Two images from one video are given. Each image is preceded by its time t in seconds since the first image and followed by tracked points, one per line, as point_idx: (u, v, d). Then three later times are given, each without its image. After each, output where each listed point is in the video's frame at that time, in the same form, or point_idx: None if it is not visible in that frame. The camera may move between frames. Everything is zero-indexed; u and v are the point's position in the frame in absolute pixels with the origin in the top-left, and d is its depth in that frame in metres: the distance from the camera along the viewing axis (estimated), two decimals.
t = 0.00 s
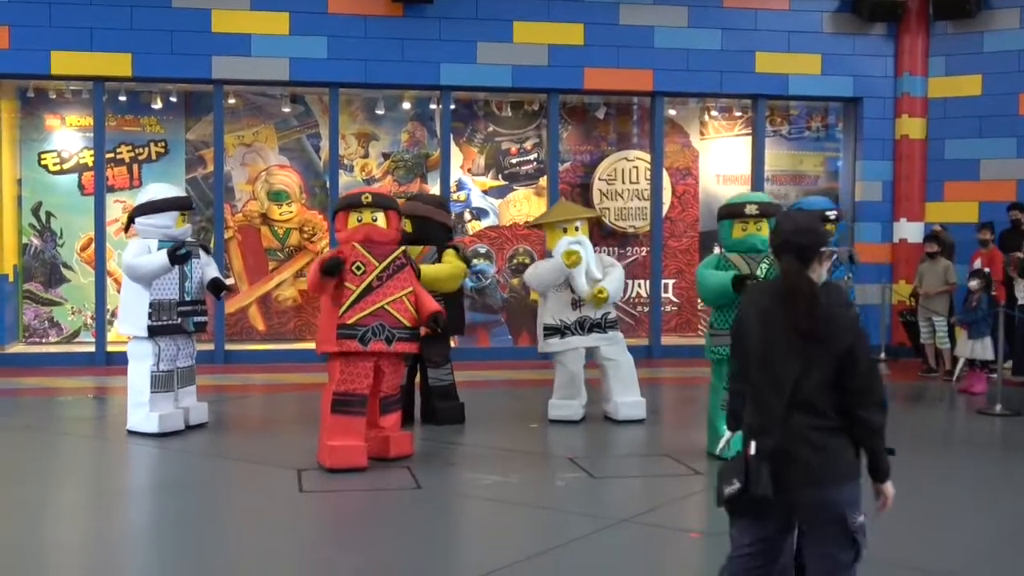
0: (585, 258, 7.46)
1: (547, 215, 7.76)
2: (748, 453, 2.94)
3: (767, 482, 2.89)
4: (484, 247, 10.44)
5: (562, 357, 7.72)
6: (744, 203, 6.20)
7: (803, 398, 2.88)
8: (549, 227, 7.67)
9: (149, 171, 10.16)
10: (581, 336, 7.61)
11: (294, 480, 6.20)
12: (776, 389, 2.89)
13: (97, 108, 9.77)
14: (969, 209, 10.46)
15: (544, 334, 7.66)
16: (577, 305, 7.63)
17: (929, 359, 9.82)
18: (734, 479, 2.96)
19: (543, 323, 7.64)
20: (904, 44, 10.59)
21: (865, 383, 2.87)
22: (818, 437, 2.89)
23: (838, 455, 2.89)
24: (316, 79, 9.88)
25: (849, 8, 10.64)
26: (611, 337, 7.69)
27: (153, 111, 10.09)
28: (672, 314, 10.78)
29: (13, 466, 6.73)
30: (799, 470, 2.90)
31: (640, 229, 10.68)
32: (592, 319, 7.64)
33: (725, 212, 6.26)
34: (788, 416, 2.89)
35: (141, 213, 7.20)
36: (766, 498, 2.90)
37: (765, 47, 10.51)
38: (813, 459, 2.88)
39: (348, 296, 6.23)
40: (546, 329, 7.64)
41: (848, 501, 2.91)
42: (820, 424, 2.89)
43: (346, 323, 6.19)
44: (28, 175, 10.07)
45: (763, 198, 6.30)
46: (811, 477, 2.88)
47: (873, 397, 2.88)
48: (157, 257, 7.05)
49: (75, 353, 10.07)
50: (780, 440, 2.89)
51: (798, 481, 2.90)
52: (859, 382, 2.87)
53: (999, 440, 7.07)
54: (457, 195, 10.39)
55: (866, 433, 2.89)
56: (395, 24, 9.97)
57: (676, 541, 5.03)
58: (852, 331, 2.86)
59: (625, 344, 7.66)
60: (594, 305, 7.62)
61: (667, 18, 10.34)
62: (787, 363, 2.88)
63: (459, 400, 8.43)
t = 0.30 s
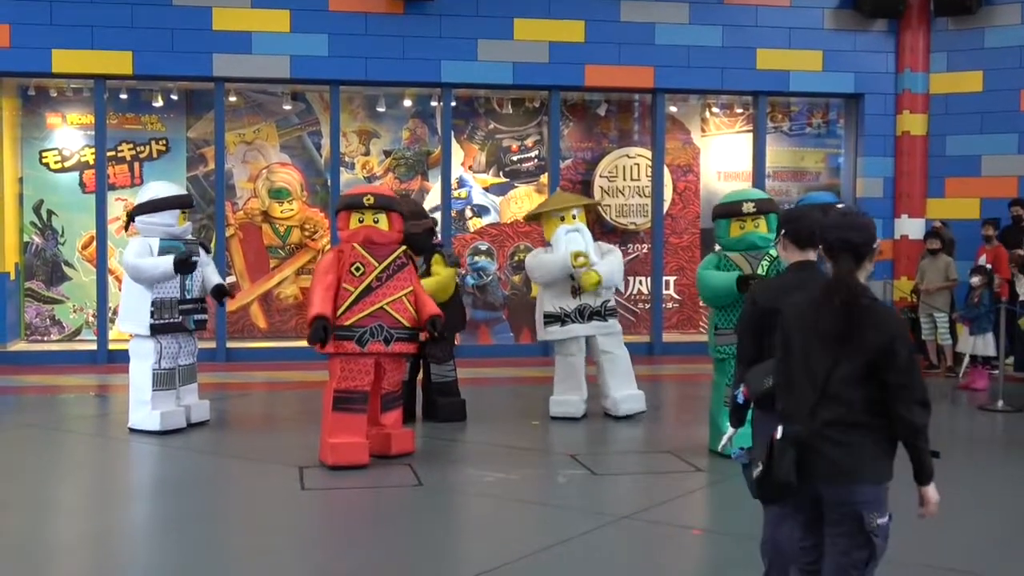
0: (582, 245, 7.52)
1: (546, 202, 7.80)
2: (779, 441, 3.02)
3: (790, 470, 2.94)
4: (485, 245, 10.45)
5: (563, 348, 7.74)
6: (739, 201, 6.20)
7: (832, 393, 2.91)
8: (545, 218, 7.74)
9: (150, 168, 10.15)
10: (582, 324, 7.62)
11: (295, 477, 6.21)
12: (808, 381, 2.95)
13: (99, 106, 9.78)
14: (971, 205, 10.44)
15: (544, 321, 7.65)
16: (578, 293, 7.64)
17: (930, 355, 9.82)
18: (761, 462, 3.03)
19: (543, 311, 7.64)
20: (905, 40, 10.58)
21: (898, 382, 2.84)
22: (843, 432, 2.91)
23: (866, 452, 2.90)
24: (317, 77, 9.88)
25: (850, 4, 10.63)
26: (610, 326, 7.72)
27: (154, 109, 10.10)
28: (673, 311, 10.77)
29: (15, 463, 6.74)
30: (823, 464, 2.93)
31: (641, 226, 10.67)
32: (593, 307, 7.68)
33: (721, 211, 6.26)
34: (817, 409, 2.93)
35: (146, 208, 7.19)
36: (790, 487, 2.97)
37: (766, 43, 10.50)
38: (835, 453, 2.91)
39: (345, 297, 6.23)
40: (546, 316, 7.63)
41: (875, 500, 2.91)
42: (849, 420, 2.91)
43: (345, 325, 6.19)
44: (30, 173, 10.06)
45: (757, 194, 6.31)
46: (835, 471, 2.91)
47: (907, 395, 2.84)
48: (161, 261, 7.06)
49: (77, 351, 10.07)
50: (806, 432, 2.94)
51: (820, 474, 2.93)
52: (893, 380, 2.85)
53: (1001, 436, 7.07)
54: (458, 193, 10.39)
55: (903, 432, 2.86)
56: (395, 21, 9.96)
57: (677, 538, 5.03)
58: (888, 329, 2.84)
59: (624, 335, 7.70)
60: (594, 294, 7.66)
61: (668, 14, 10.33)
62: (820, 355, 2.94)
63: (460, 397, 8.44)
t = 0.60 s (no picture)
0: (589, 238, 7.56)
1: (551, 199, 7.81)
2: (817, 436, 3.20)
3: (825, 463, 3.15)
4: (485, 242, 10.45)
5: (564, 343, 7.75)
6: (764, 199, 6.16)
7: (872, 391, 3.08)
8: (552, 213, 7.76)
9: (152, 165, 10.16)
10: (588, 321, 7.65)
11: (296, 474, 6.22)
12: (847, 380, 3.12)
13: (100, 103, 9.78)
14: (972, 203, 10.43)
15: (550, 318, 7.65)
16: (585, 289, 7.64)
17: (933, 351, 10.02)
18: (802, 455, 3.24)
19: (550, 307, 7.63)
20: (907, 37, 10.58)
21: (937, 384, 3.01)
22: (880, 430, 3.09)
23: (899, 450, 3.07)
24: (319, 74, 9.89)
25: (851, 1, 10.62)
26: (616, 322, 7.76)
27: (155, 105, 10.11)
28: (674, 308, 10.78)
29: (17, 459, 6.76)
30: (859, 459, 3.11)
31: (641, 224, 10.66)
32: (599, 303, 7.68)
33: (744, 207, 6.21)
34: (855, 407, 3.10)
35: (159, 205, 7.19)
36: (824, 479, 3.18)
37: (768, 40, 10.50)
38: (870, 449, 3.10)
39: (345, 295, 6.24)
40: (553, 312, 7.63)
41: (906, 496, 3.08)
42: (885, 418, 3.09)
43: (345, 321, 6.20)
44: (31, 170, 10.06)
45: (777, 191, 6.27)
46: (871, 467, 3.09)
47: (944, 398, 3.01)
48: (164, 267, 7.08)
49: (79, 347, 10.09)
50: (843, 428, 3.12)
51: (855, 469, 3.13)
52: (931, 382, 3.01)
53: (1001, 434, 7.08)
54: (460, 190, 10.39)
55: (938, 432, 3.03)
56: (397, 18, 9.96)
57: (678, 535, 5.04)
58: (931, 333, 3.00)
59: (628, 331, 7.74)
60: (601, 289, 7.66)
61: (670, 11, 10.33)
62: (861, 356, 3.11)
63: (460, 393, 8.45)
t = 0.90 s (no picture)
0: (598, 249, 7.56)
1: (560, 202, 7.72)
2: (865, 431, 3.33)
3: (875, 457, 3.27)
4: (485, 238, 10.45)
5: (563, 339, 7.76)
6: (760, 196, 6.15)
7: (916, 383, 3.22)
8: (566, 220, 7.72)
9: (152, 161, 10.16)
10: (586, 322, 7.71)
11: (295, 470, 6.23)
12: (890, 373, 3.27)
13: (101, 98, 9.78)
14: (971, 201, 10.45)
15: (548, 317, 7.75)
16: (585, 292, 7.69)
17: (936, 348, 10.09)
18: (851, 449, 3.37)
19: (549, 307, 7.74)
20: (907, 36, 10.57)
21: (980, 376, 3.13)
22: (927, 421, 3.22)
23: (946, 439, 3.20)
24: (319, 70, 9.88)
25: None
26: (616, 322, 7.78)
27: (155, 101, 10.10)
28: (673, 306, 10.79)
29: (17, 454, 6.76)
30: (907, 449, 3.24)
31: (641, 221, 10.66)
32: (598, 307, 7.71)
33: (741, 203, 6.22)
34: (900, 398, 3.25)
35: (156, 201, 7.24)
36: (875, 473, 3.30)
37: (768, 38, 10.50)
38: (918, 440, 3.22)
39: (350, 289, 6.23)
40: (551, 312, 7.74)
41: (959, 484, 3.19)
42: (931, 408, 3.22)
43: (352, 318, 6.20)
44: (31, 166, 10.06)
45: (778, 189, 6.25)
46: (920, 457, 3.21)
47: (989, 387, 3.14)
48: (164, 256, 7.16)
49: (78, 343, 10.09)
50: (888, 419, 3.26)
51: (904, 460, 3.25)
52: (975, 372, 3.14)
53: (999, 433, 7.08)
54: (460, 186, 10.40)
55: (986, 422, 3.15)
56: (397, 14, 9.95)
57: (676, 532, 5.05)
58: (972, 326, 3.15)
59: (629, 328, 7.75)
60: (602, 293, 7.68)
61: (670, 9, 10.32)
62: (901, 349, 3.25)
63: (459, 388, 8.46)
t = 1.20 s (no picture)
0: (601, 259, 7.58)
1: (563, 211, 7.70)
2: (916, 437, 3.26)
3: (935, 463, 3.20)
4: (485, 239, 10.47)
5: (562, 338, 7.78)
6: (752, 210, 6.12)
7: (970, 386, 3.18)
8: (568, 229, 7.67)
9: (151, 160, 10.16)
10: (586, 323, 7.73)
11: (294, 470, 6.23)
12: (944, 376, 3.22)
13: (101, 98, 9.78)
14: (970, 203, 10.48)
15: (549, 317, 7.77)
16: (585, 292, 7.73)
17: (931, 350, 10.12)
18: (902, 457, 3.28)
19: (549, 309, 7.75)
20: (907, 37, 10.58)
21: None
22: (981, 424, 3.19)
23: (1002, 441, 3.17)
24: (320, 70, 9.90)
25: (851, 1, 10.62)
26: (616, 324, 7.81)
27: (155, 100, 10.11)
28: (672, 306, 10.80)
29: (16, 454, 6.77)
30: (967, 453, 3.19)
31: (641, 222, 10.67)
32: (598, 308, 7.76)
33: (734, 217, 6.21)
34: (956, 402, 3.20)
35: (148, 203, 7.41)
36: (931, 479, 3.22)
37: (768, 40, 10.50)
38: (974, 443, 3.18)
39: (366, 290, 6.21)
40: (553, 313, 7.75)
41: (1015, 487, 3.16)
42: (983, 411, 3.20)
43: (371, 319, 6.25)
44: (31, 165, 10.07)
45: (769, 196, 6.20)
46: (976, 460, 3.17)
47: None
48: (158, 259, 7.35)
49: (78, 342, 10.10)
50: (946, 424, 3.20)
51: (960, 464, 3.20)
52: None
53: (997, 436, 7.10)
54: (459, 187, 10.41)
55: None
56: (397, 14, 9.96)
57: (675, 533, 5.05)
58: None
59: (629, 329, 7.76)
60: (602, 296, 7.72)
61: (669, 10, 10.32)
62: (951, 353, 3.22)
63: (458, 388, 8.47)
